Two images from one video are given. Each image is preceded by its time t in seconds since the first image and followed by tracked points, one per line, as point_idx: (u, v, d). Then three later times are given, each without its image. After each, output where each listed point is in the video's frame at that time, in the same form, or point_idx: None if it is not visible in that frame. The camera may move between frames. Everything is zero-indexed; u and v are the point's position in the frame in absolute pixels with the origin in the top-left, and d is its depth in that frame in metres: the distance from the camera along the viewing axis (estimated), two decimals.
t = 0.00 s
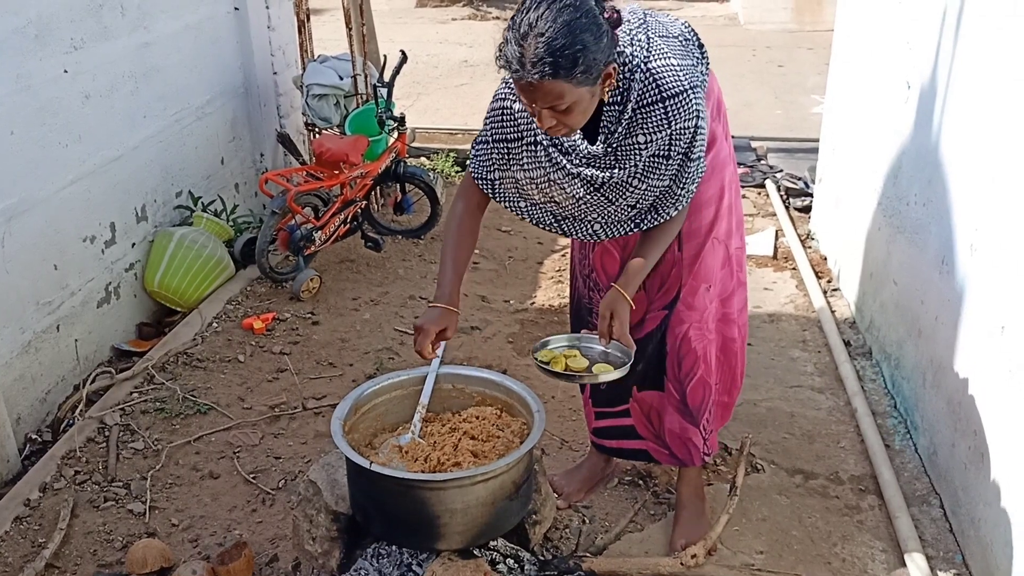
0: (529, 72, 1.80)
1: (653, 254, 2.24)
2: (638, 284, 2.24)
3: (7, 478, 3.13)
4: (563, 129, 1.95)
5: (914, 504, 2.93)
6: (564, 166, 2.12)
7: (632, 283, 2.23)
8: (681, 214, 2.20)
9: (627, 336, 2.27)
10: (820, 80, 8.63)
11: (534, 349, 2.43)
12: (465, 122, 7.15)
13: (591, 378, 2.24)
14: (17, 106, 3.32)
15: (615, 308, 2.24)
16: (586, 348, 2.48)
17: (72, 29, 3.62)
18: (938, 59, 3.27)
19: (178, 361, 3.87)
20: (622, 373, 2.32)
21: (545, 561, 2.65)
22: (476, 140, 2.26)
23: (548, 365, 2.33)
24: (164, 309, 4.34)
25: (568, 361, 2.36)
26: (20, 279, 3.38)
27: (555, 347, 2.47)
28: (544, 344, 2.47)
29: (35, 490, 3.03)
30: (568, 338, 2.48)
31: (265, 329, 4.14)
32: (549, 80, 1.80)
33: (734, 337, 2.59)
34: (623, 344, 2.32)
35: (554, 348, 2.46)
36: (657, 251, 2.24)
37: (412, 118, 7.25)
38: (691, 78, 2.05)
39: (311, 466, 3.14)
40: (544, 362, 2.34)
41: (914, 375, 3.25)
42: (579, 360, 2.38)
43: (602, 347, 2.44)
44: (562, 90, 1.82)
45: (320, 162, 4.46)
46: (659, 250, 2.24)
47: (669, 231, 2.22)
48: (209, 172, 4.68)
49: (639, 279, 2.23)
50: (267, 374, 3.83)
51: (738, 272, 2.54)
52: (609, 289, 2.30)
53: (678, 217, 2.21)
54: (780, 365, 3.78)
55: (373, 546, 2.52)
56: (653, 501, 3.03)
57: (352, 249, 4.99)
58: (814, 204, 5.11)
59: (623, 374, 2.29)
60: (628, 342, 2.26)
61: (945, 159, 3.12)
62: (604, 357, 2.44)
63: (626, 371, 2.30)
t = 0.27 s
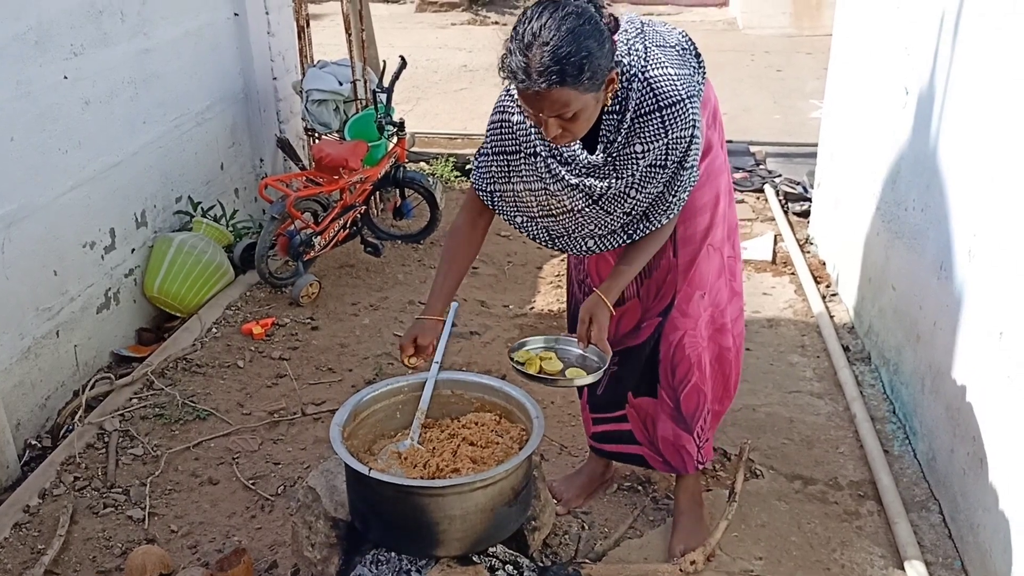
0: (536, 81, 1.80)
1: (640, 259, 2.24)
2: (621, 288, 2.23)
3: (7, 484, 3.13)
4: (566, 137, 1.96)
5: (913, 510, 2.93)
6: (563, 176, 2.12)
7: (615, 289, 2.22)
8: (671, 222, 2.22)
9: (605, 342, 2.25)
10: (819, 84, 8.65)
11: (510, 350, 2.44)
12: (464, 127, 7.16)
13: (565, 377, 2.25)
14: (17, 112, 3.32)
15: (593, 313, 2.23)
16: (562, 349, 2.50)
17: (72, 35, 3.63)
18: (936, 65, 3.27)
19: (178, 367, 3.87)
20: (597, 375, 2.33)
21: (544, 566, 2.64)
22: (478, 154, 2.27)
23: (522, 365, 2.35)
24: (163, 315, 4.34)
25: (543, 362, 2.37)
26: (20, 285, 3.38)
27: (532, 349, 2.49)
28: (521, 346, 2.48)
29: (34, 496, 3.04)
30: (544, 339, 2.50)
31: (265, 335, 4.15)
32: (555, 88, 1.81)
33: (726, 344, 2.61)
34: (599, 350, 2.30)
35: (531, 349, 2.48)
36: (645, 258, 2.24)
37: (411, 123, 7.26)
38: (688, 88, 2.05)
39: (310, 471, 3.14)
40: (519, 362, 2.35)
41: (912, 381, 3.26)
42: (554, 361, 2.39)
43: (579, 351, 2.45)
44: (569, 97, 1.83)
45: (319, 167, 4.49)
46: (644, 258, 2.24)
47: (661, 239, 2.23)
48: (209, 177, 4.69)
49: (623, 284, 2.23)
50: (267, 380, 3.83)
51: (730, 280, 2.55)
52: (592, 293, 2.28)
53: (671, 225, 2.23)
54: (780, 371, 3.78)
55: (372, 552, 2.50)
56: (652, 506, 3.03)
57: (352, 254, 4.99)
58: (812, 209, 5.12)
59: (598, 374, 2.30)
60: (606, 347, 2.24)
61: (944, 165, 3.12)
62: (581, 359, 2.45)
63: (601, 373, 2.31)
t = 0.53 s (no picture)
0: (540, 85, 1.80)
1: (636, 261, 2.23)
2: (608, 293, 2.25)
3: (6, 488, 3.13)
4: (570, 140, 1.97)
5: (913, 514, 2.93)
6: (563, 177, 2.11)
7: (603, 292, 2.25)
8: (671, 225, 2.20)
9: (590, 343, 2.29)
10: (818, 88, 8.66)
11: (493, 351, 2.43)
12: (464, 131, 7.17)
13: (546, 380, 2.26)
14: (16, 117, 3.32)
15: (581, 313, 2.27)
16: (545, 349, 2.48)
17: (71, 39, 3.63)
18: (934, 68, 3.28)
19: (177, 370, 3.87)
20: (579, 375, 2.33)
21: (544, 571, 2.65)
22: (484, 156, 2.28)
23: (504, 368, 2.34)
24: (163, 318, 4.34)
25: (525, 362, 2.38)
26: (19, 289, 3.38)
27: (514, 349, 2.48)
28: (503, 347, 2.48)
29: (33, 500, 3.03)
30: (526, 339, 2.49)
31: (264, 339, 4.15)
32: (559, 92, 1.81)
33: (727, 350, 2.61)
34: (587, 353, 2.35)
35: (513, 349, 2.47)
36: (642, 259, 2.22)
37: (411, 127, 7.27)
38: (691, 91, 2.04)
39: (309, 476, 3.14)
40: (501, 364, 2.36)
41: (912, 385, 3.25)
42: (537, 361, 2.39)
43: (563, 347, 2.45)
44: (573, 101, 1.84)
45: (319, 171, 4.47)
46: (641, 259, 2.22)
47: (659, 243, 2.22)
48: (209, 181, 4.69)
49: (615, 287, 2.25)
50: (266, 384, 3.83)
51: (731, 286, 2.55)
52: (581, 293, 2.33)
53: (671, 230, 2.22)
54: (779, 374, 3.78)
55: (371, 557, 2.49)
56: (652, 511, 3.03)
57: (351, 258, 4.99)
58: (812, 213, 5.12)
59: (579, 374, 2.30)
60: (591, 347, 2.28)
61: (943, 169, 3.12)
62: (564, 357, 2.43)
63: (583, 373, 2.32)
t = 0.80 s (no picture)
0: (547, 59, 1.81)
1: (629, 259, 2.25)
2: (606, 289, 2.26)
3: (5, 490, 3.13)
4: (580, 123, 1.95)
5: (912, 516, 2.93)
6: (570, 172, 2.13)
7: (600, 290, 2.26)
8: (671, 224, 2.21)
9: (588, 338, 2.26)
10: (817, 91, 8.66)
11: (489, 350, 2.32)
12: (464, 133, 7.17)
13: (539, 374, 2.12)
14: (16, 119, 3.33)
15: (576, 310, 2.26)
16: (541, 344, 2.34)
17: (72, 41, 3.63)
18: (934, 69, 3.29)
19: (176, 372, 3.87)
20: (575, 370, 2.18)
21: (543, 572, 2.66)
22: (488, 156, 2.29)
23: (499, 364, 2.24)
24: (162, 320, 4.34)
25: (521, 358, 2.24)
26: (18, 291, 3.38)
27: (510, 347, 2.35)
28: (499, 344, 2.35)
29: (31, 502, 3.03)
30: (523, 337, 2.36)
31: (263, 340, 4.15)
32: (567, 64, 1.81)
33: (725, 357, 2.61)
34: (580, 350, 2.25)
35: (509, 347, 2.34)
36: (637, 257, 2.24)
37: (411, 129, 7.27)
38: (696, 86, 2.04)
39: (308, 478, 3.14)
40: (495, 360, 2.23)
41: (911, 387, 3.25)
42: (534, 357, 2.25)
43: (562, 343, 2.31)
44: (581, 74, 1.84)
45: (319, 173, 4.47)
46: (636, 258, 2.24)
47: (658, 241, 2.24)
48: (208, 183, 4.70)
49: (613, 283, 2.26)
50: (265, 386, 3.83)
51: (731, 292, 2.55)
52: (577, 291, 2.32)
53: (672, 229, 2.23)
54: (778, 376, 3.78)
55: (371, 558, 2.49)
56: (651, 512, 3.03)
57: (350, 260, 5.00)
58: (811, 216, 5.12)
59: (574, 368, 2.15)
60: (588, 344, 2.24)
61: (942, 171, 3.12)
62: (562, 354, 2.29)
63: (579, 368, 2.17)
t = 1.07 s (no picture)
0: None
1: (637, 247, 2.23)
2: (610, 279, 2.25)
3: (6, 490, 3.13)
4: (586, 57, 1.99)
5: (913, 518, 2.93)
6: (570, 149, 2.14)
7: (603, 279, 2.25)
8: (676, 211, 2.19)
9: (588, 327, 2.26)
10: (818, 93, 8.67)
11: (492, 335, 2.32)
12: (465, 134, 7.18)
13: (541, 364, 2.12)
14: (18, 120, 3.33)
15: (579, 300, 2.25)
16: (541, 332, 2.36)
17: (73, 41, 3.64)
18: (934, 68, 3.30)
19: (177, 373, 3.86)
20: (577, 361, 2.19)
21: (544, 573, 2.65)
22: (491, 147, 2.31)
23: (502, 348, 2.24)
24: (163, 321, 4.34)
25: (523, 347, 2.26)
26: (20, 291, 3.38)
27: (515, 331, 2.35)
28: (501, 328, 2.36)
29: (33, 502, 3.03)
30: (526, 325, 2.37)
31: (264, 341, 4.15)
32: None
33: (728, 367, 2.60)
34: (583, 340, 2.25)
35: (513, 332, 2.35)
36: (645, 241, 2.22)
37: (412, 130, 7.28)
38: (697, 58, 2.06)
39: (309, 478, 3.14)
40: (497, 346, 2.25)
41: (912, 389, 3.25)
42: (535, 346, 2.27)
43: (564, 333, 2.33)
44: None
45: (320, 174, 4.48)
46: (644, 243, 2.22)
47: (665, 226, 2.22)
48: (210, 184, 4.70)
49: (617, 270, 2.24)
50: (267, 387, 3.83)
51: (734, 303, 2.55)
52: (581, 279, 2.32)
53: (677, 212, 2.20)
54: (779, 378, 3.78)
55: (371, 559, 2.50)
56: (652, 513, 3.03)
57: (351, 261, 5.00)
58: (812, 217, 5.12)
59: (577, 360, 2.16)
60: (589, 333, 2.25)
61: (943, 172, 3.13)
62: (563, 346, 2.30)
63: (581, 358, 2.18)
